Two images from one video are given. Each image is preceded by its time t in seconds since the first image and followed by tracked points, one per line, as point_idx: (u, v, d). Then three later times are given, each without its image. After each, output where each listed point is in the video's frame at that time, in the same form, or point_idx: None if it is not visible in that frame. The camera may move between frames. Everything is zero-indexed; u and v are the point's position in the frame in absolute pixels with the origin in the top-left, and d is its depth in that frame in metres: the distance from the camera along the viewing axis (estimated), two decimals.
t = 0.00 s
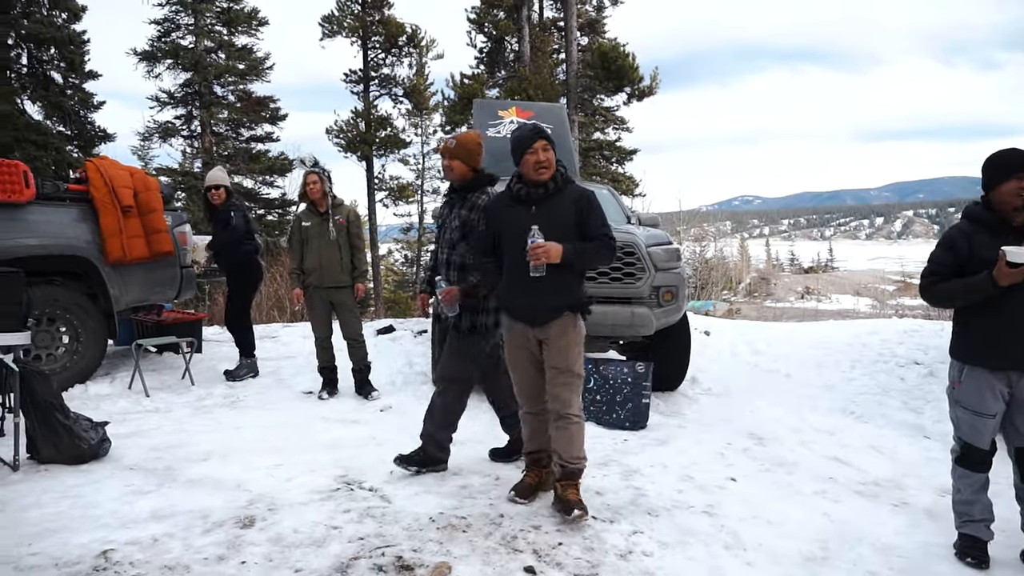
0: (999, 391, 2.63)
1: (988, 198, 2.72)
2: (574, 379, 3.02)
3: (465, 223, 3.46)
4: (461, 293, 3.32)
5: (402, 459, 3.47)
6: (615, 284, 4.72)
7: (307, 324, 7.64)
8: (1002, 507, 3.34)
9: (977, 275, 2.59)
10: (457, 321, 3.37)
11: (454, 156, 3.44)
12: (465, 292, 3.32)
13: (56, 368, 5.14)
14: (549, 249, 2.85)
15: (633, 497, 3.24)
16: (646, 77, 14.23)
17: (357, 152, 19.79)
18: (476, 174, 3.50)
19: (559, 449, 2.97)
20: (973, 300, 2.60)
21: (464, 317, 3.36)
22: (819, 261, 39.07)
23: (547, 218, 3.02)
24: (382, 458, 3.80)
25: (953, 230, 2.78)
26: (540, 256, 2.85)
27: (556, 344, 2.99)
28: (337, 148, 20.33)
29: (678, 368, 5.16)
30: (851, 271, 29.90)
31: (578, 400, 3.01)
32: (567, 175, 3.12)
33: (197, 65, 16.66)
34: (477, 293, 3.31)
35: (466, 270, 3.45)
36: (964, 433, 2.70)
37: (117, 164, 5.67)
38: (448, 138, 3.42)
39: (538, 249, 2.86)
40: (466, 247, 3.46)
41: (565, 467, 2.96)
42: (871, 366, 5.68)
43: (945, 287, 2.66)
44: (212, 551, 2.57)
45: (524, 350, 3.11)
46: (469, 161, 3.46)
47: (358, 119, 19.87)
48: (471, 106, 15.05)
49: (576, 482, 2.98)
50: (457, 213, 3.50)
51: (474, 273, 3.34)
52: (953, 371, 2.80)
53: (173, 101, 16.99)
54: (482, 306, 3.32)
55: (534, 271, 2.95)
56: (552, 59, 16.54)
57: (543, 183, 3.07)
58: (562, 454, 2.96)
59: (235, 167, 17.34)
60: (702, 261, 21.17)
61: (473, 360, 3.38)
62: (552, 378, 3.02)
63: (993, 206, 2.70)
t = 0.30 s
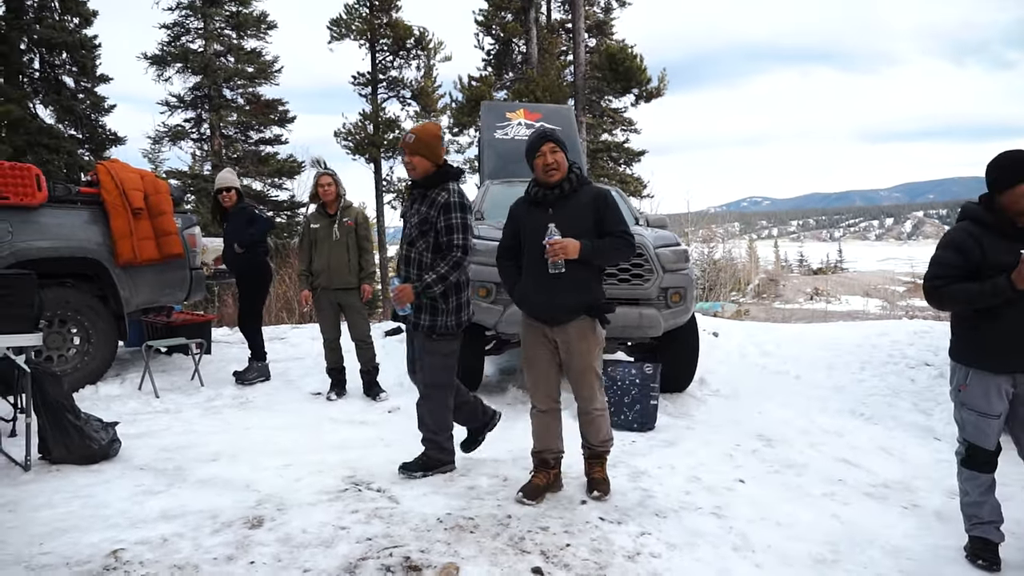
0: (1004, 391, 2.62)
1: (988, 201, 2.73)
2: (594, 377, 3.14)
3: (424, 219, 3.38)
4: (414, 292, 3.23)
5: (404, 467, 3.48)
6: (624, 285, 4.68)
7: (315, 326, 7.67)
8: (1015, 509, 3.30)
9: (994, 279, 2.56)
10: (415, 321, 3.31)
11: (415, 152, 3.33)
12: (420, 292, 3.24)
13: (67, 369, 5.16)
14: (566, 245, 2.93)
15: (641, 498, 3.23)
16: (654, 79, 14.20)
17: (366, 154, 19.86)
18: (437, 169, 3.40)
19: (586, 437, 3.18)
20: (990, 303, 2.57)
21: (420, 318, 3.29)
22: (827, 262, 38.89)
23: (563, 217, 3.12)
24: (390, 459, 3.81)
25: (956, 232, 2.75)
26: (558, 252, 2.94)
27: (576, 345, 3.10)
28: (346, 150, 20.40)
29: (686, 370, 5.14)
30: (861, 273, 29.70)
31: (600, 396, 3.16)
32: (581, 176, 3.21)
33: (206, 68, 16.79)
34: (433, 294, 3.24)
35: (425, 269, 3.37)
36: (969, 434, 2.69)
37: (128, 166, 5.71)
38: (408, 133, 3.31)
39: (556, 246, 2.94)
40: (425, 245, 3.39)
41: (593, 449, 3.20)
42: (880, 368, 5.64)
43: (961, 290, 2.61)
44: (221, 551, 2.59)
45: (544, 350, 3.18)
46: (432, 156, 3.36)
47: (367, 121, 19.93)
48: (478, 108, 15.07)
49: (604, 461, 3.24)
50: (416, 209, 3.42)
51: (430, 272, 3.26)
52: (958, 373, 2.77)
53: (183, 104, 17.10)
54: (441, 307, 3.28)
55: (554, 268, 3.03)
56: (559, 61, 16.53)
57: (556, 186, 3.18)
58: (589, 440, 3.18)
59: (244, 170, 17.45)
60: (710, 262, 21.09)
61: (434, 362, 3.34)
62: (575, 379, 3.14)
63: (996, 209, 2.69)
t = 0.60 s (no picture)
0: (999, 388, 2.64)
1: (982, 200, 2.73)
2: (604, 378, 3.16)
3: (376, 221, 3.35)
4: (366, 293, 3.19)
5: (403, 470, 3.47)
6: (622, 285, 4.66)
7: (314, 326, 7.67)
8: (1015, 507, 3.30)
9: (1004, 283, 2.55)
10: (377, 324, 3.29)
11: (357, 155, 3.32)
12: (375, 293, 3.21)
13: (66, 370, 5.15)
14: (584, 238, 2.95)
15: (640, 498, 3.22)
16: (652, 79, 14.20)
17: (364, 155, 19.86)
18: (382, 170, 3.39)
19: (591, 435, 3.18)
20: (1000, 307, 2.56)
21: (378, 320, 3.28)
22: (826, 261, 38.93)
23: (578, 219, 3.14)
24: (389, 459, 3.80)
25: (956, 229, 2.71)
26: (574, 245, 2.96)
27: (589, 344, 3.12)
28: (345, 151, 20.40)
29: (685, 369, 5.14)
30: (860, 272, 29.71)
31: (609, 394, 3.16)
32: (599, 183, 3.24)
33: (205, 69, 16.79)
34: (387, 293, 3.20)
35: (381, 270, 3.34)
36: (965, 432, 2.69)
37: (127, 167, 5.69)
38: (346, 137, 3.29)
39: (573, 238, 2.96)
40: (380, 247, 3.35)
41: (595, 450, 3.19)
42: (879, 367, 5.64)
43: (973, 293, 2.58)
44: (221, 552, 2.58)
45: (556, 348, 3.21)
46: (375, 157, 3.35)
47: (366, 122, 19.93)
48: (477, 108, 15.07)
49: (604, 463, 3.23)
50: (367, 211, 3.38)
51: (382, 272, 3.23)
52: (952, 374, 2.78)
53: (182, 105, 17.11)
54: (404, 310, 3.29)
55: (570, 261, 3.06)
56: (558, 61, 16.52)
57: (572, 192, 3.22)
58: (593, 440, 3.18)
59: (243, 171, 17.45)
60: (709, 262, 21.10)
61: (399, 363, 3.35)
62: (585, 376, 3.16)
63: (994, 208, 2.68)
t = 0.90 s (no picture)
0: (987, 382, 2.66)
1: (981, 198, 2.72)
2: (599, 376, 3.16)
3: (313, 216, 3.26)
4: (315, 293, 3.09)
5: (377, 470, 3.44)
6: (617, 286, 4.66)
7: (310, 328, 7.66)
8: (1010, 504, 3.30)
9: (993, 284, 2.56)
10: (316, 323, 3.17)
11: (292, 148, 3.24)
12: (320, 291, 3.11)
13: (61, 373, 5.13)
14: (591, 243, 2.94)
15: (636, 498, 3.22)
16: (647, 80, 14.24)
17: (361, 157, 19.88)
18: (317, 165, 3.33)
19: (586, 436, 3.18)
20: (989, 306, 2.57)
21: (321, 319, 3.17)
22: (822, 262, 39.04)
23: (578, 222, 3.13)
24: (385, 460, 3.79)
25: (952, 226, 2.71)
26: (581, 248, 2.94)
27: (582, 343, 3.13)
28: (341, 153, 20.40)
29: (681, 369, 5.14)
30: (856, 272, 29.81)
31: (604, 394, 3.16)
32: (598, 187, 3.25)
33: (200, 71, 16.78)
34: (333, 290, 3.12)
35: (321, 267, 3.24)
36: (959, 427, 2.71)
37: (122, 169, 5.69)
38: (280, 129, 3.20)
39: (579, 242, 2.94)
40: (318, 242, 3.26)
41: (591, 450, 3.19)
42: (875, 366, 5.65)
43: (964, 292, 2.59)
44: (216, 554, 2.57)
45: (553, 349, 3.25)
46: (311, 150, 3.29)
47: (362, 124, 19.93)
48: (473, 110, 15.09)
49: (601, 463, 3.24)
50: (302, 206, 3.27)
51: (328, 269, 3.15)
52: (940, 367, 2.80)
53: (177, 107, 17.09)
54: (344, 306, 3.21)
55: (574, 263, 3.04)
56: (554, 63, 16.54)
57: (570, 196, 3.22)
58: (590, 439, 3.18)
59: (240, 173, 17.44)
60: (705, 263, 21.16)
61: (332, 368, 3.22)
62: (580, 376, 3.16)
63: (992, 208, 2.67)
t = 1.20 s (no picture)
0: (980, 379, 2.68)
1: (971, 199, 2.76)
2: (583, 371, 3.15)
3: (268, 210, 3.07)
4: (272, 287, 2.90)
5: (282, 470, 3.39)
6: (612, 285, 4.66)
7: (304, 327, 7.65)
8: (1001, 504, 3.32)
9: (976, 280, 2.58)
10: (268, 320, 2.99)
11: (245, 140, 3.03)
12: (278, 287, 2.93)
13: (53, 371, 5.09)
14: (567, 244, 2.91)
15: (630, 498, 3.23)
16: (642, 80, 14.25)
17: (356, 155, 19.85)
18: (266, 159, 3.14)
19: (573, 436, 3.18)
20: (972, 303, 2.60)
21: (277, 315, 2.99)
22: (816, 262, 39.20)
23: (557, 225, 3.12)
24: (379, 458, 3.79)
25: (940, 226, 2.77)
26: (559, 251, 2.92)
27: (564, 340, 3.12)
28: (336, 151, 20.36)
29: (675, 369, 5.15)
30: (848, 272, 29.94)
31: (590, 392, 3.16)
32: (576, 188, 3.23)
33: (194, 68, 16.70)
34: (292, 286, 2.95)
35: (276, 264, 3.07)
36: (955, 425, 2.70)
37: (115, 167, 5.66)
38: (233, 120, 2.97)
39: (557, 244, 2.92)
40: (273, 238, 3.08)
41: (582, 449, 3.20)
42: (868, 366, 5.68)
43: (946, 287, 2.63)
44: (209, 552, 2.56)
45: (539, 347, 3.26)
46: (262, 143, 3.10)
47: (356, 122, 19.89)
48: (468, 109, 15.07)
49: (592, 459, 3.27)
50: (257, 200, 3.09)
51: (287, 264, 2.98)
52: (933, 366, 2.83)
53: (171, 105, 17.02)
54: (299, 304, 3.07)
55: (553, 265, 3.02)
56: (549, 62, 16.54)
57: (548, 199, 3.21)
58: (577, 438, 3.18)
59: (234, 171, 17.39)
60: (700, 263, 21.22)
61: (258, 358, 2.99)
62: (565, 373, 3.15)
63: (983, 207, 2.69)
